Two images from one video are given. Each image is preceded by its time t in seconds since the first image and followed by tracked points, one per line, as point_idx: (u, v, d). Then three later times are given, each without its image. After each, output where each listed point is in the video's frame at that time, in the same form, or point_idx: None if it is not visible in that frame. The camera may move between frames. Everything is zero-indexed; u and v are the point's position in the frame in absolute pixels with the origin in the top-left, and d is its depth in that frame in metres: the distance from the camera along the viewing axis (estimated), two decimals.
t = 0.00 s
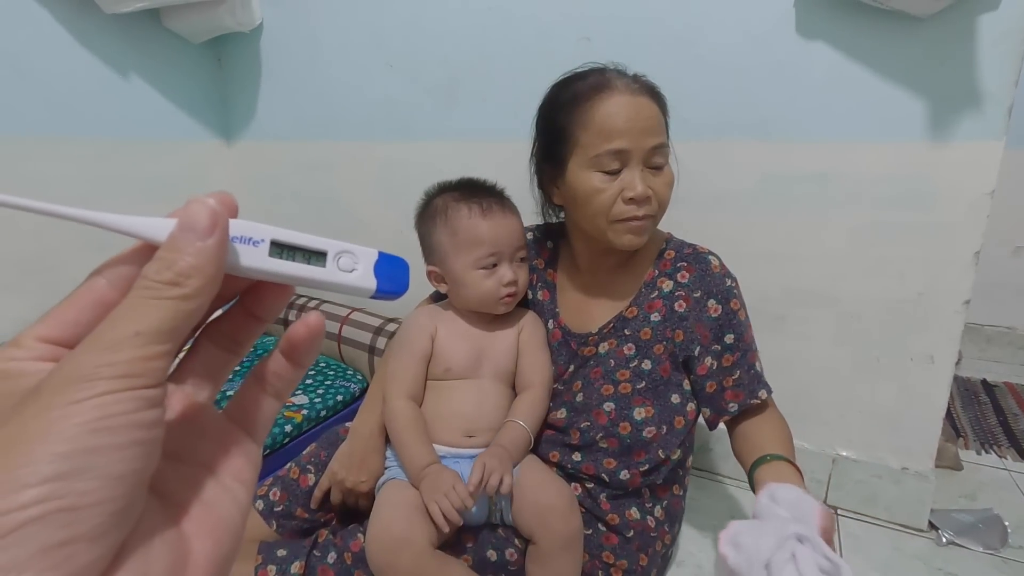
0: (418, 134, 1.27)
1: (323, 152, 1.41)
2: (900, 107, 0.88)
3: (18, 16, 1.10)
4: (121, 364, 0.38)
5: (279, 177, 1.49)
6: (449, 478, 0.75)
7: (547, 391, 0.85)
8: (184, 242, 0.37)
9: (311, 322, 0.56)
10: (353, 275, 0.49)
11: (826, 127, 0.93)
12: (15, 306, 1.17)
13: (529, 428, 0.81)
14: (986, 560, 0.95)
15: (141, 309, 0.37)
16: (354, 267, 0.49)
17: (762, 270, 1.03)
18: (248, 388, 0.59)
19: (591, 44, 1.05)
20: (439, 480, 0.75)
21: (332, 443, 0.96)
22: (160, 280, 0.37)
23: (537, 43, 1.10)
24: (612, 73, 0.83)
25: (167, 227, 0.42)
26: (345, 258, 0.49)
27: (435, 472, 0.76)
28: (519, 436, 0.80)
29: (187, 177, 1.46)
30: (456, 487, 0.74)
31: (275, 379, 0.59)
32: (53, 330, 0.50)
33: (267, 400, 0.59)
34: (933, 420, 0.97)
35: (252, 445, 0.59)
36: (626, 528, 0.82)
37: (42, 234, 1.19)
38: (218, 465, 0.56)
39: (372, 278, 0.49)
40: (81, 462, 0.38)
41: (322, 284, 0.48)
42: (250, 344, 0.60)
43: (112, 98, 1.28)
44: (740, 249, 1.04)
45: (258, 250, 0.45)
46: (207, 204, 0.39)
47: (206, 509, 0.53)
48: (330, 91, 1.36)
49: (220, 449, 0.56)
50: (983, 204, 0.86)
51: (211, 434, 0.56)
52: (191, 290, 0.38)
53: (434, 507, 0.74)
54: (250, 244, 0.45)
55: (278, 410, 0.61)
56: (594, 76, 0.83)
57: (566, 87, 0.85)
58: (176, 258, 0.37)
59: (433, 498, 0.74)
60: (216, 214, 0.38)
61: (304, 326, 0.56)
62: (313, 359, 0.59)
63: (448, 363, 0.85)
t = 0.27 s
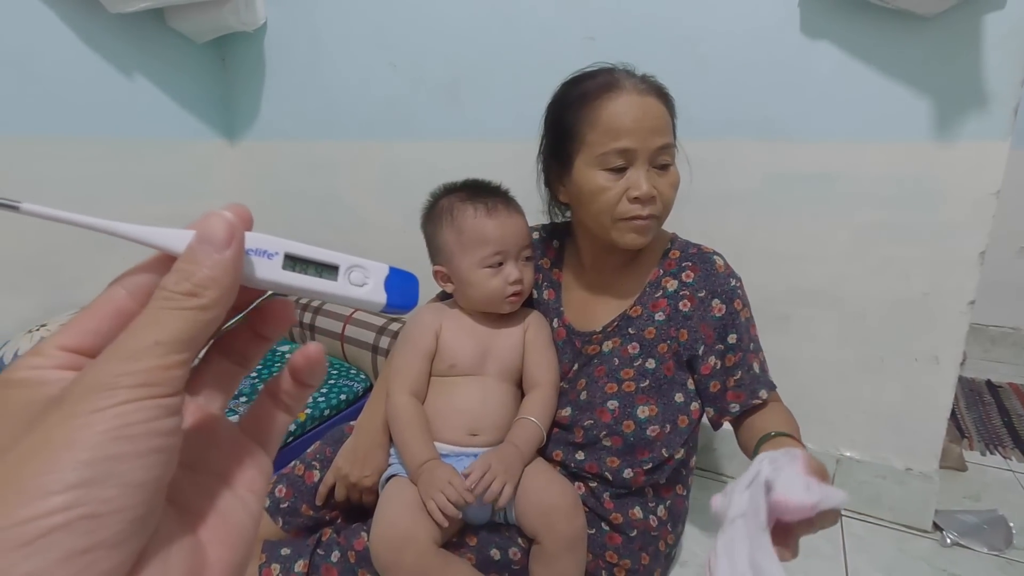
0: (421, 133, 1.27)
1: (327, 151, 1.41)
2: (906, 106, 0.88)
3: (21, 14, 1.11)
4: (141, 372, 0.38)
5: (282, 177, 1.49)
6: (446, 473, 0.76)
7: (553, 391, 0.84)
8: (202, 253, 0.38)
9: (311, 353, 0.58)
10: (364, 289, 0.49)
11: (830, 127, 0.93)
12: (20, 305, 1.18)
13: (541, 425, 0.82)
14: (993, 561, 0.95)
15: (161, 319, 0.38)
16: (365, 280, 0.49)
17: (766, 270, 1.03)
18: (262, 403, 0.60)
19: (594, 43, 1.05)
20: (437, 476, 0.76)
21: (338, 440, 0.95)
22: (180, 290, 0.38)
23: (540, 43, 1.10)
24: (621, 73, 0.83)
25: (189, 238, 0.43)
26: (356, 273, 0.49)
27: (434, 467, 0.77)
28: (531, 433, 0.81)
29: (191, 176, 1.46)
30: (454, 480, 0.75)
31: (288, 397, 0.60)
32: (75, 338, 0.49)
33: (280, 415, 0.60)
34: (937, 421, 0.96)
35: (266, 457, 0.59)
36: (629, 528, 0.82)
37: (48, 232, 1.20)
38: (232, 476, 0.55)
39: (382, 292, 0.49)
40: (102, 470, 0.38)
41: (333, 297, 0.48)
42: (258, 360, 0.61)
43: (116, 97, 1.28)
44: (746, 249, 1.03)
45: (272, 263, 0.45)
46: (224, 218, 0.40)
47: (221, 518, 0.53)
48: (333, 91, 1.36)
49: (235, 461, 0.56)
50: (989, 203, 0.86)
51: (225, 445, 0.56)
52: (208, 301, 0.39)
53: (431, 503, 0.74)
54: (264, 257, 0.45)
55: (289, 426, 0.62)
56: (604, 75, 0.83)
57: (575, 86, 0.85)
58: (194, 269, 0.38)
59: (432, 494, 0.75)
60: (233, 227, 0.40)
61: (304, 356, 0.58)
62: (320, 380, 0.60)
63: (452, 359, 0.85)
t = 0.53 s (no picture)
0: (425, 133, 1.27)
1: (331, 150, 1.41)
2: (912, 106, 0.88)
3: (26, 14, 1.11)
4: (156, 384, 0.38)
5: (286, 176, 1.50)
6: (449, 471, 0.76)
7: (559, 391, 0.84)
8: (218, 266, 0.39)
9: (322, 376, 0.58)
10: (377, 306, 0.48)
11: (836, 126, 0.93)
12: (26, 305, 1.19)
13: (546, 424, 0.82)
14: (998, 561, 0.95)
15: (177, 331, 0.38)
16: (378, 298, 0.48)
17: (771, 270, 1.02)
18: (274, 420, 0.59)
19: (599, 43, 1.05)
20: (440, 472, 0.76)
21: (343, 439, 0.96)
22: (196, 303, 0.38)
23: (545, 42, 1.10)
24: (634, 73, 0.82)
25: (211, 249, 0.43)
26: (370, 290, 0.48)
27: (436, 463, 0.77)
28: (536, 432, 0.81)
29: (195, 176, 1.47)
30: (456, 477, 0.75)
31: (300, 416, 0.59)
32: (94, 345, 0.49)
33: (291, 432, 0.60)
34: (942, 421, 0.96)
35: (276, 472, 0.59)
36: (634, 529, 0.81)
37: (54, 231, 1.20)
38: (242, 492, 0.55)
39: (394, 312, 0.48)
40: (118, 481, 0.38)
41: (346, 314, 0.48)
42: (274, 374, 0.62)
43: (120, 96, 1.28)
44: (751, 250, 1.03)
45: (286, 278, 0.46)
46: (241, 230, 0.40)
47: (229, 531, 0.53)
48: (337, 90, 1.36)
49: (245, 477, 0.56)
50: (996, 203, 0.86)
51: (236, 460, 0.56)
52: (225, 313, 0.39)
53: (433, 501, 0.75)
54: (279, 273, 0.46)
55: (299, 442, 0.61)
56: (616, 74, 0.83)
57: (587, 84, 0.85)
58: (210, 281, 0.38)
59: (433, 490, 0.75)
60: (250, 240, 0.40)
61: (315, 378, 0.58)
62: (331, 401, 0.59)
63: (458, 358, 0.85)
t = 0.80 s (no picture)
0: (428, 134, 1.27)
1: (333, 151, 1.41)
2: (915, 107, 0.88)
3: (29, 14, 1.11)
4: (160, 384, 0.38)
5: (289, 177, 1.50)
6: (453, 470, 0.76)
7: (561, 390, 0.84)
8: (223, 269, 0.39)
9: (323, 379, 0.58)
10: (379, 307, 0.48)
11: (839, 127, 0.93)
12: (29, 305, 1.19)
13: (545, 422, 0.82)
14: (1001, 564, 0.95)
15: (182, 332, 0.38)
16: (381, 298, 0.48)
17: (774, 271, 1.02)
18: (276, 420, 0.60)
19: (602, 44, 1.05)
20: (443, 471, 0.76)
21: (346, 440, 0.96)
22: (202, 305, 0.38)
23: (548, 43, 1.10)
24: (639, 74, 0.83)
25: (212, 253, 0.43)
26: (373, 290, 0.48)
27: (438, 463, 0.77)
28: (534, 430, 0.81)
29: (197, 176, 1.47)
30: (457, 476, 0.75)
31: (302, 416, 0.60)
32: (96, 344, 0.49)
33: (293, 433, 0.60)
34: (945, 422, 0.96)
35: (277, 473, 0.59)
36: (635, 530, 0.81)
37: (56, 232, 1.20)
38: (244, 492, 0.56)
39: (395, 312, 0.49)
40: (123, 478, 0.39)
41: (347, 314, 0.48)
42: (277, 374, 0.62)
43: (123, 96, 1.29)
44: (754, 250, 1.03)
45: (290, 279, 0.46)
46: (247, 234, 0.40)
47: (230, 533, 0.53)
48: (340, 91, 1.36)
49: (247, 477, 0.56)
50: (999, 204, 0.85)
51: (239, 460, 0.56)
52: (230, 316, 0.39)
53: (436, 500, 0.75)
54: (283, 274, 0.46)
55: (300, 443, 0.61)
56: (623, 73, 0.83)
57: (593, 85, 0.85)
58: (217, 285, 0.38)
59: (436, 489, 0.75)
60: (255, 244, 0.40)
61: (317, 381, 0.58)
62: (333, 403, 0.59)
63: (461, 359, 0.85)
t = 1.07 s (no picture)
0: (427, 134, 1.27)
1: (333, 151, 1.41)
2: (914, 108, 0.88)
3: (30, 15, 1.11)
4: (144, 374, 0.39)
5: (288, 176, 1.50)
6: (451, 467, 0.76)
7: (559, 388, 0.84)
8: (206, 261, 0.40)
9: (321, 362, 0.59)
10: (371, 301, 0.48)
11: (838, 128, 0.93)
12: (28, 305, 1.19)
13: (541, 419, 0.82)
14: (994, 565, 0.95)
15: (167, 322, 0.39)
16: (373, 292, 0.48)
17: (772, 272, 1.02)
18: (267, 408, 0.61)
19: (601, 44, 1.05)
20: (442, 469, 0.76)
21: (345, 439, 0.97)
22: (185, 296, 0.39)
23: (547, 43, 1.10)
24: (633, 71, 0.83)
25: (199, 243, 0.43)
26: (366, 284, 0.48)
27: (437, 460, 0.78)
28: (529, 427, 0.81)
29: (196, 176, 1.47)
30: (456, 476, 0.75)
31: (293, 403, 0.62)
32: (85, 335, 0.51)
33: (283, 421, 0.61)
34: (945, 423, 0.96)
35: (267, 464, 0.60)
36: (633, 530, 0.82)
37: (56, 233, 1.21)
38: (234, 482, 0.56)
39: (389, 306, 0.49)
40: (102, 472, 0.39)
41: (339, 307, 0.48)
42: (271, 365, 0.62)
43: (123, 96, 1.29)
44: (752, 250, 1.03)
45: (277, 272, 0.46)
46: (231, 227, 0.42)
47: (218, 526, 0.53)
48: (340, 91, 1.36)
49: (237, 466, 0.57)
50: (998, 205, 0.85)
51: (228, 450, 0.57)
52: (215, 307, 0.40)
53: (434, 498, 0.75)
54: (269, 267, 0.46)
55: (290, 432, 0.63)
56: (615, 74, 0.83)
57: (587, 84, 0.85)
58: (201, 276, 0.40)
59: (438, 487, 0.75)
60: (238, 235, 0.41)
61: (315, 365, 0.59)
62: (327, 388, 0.61)
63: (457, 358, 0.85)
